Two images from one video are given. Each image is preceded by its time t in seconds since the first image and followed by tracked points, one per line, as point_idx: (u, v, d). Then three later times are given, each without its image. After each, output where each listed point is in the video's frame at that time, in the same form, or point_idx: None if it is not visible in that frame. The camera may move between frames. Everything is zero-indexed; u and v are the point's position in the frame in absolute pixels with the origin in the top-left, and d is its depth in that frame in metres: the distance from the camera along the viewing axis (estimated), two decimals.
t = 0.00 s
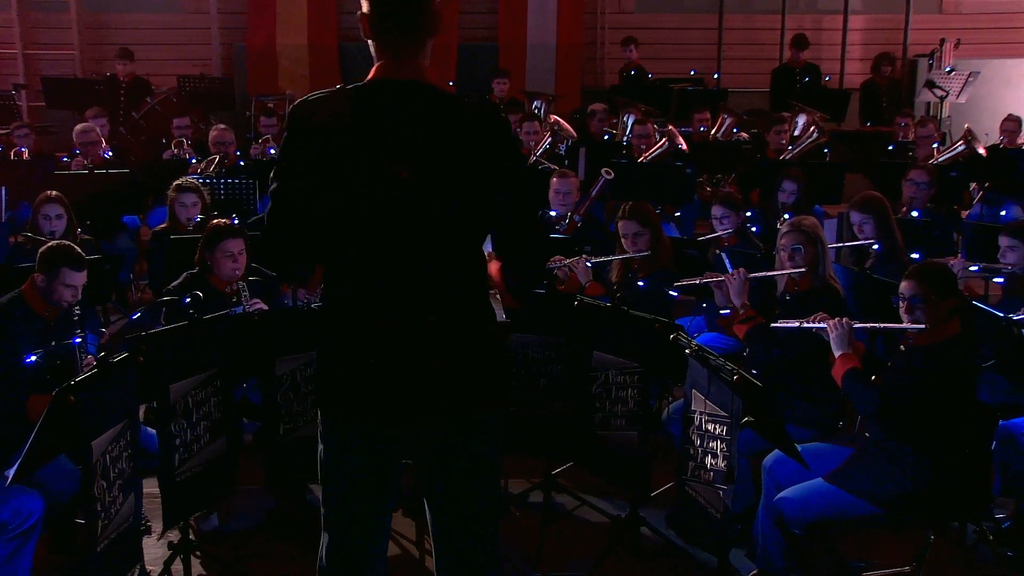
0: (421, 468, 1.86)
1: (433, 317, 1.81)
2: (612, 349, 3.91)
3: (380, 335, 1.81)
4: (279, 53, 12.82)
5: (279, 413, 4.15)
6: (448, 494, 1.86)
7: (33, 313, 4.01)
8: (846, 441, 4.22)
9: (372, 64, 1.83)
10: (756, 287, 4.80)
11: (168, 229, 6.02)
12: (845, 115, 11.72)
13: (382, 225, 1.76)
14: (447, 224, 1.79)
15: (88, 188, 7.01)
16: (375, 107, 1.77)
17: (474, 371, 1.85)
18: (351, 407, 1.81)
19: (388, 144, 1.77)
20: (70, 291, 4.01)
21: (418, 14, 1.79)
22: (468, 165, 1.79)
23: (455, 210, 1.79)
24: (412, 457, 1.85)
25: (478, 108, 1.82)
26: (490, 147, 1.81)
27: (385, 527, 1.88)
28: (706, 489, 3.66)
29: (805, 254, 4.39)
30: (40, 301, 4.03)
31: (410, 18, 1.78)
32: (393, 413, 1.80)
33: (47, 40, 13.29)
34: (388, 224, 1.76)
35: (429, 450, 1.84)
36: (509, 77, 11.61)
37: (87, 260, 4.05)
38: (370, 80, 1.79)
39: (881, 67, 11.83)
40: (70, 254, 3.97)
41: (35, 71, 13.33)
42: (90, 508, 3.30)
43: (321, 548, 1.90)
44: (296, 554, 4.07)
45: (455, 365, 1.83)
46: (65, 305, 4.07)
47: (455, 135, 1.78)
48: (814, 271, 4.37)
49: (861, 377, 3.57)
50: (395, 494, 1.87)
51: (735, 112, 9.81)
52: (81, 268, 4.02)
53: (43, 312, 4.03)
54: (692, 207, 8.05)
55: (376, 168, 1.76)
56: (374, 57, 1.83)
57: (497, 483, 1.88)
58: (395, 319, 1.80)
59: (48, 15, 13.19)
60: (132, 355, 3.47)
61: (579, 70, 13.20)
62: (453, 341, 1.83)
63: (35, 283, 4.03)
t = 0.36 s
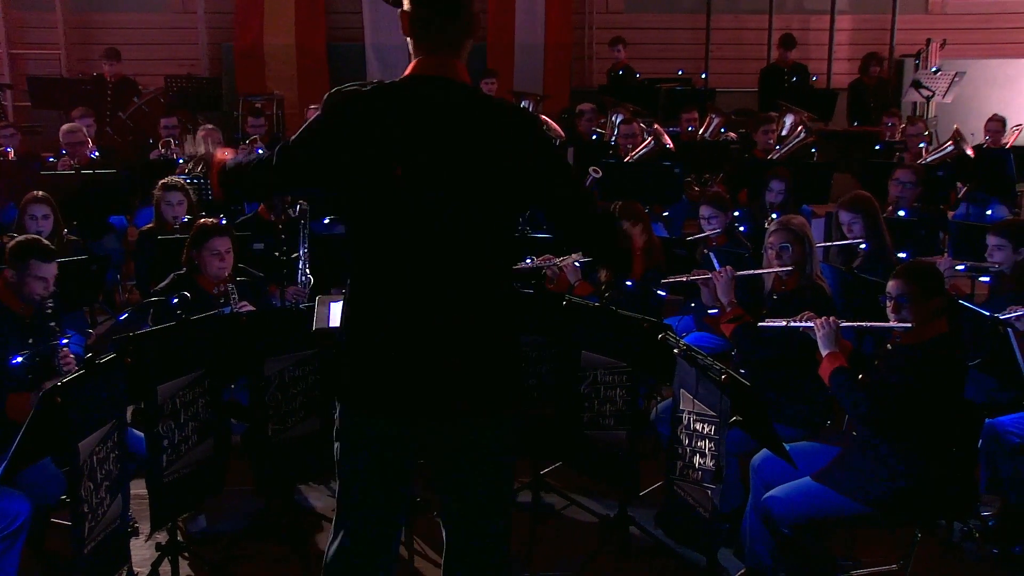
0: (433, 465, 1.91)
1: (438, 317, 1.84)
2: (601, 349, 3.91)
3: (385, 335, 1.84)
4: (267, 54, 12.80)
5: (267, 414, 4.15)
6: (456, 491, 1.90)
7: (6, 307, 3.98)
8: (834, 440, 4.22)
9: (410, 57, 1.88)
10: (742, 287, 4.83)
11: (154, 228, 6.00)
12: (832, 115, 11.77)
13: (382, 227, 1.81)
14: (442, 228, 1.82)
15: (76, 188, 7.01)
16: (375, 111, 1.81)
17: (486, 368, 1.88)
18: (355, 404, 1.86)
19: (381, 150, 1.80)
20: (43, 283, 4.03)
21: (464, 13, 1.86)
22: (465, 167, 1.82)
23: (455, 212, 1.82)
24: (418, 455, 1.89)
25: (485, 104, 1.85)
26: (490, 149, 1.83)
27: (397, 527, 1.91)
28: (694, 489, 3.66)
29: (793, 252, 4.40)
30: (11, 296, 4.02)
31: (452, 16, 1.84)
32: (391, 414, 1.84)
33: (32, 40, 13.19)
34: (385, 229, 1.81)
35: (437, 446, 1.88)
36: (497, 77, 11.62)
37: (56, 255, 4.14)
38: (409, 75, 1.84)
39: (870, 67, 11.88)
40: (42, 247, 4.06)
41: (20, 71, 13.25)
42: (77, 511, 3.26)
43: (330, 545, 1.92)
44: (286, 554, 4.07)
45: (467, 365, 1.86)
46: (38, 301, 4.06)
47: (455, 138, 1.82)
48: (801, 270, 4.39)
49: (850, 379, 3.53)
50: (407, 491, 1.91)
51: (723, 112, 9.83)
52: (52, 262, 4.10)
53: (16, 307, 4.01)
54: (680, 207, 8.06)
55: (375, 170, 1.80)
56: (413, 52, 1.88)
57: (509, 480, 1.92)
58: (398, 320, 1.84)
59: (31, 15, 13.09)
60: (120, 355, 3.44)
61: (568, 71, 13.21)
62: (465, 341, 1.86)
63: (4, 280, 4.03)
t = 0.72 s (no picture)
0: (420, 466, 1.88)
1: (431, 316, 1.83)
2: (589, 349, 3.92)
3: (384, 333, 1.83)
4: (254, 54, 12.79)
5: (255, 415, 4.14)
6: (447, 493, 1.88)
7: None
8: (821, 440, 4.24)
9: (405, 56, 1.89)
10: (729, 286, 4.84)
11: (141, 228, 5.98)
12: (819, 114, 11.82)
13: (384, 226, 1.80)
14: (442, 226, 1.81)
15: (62, 188, 6.99)
16: (369, 111, 1.81)
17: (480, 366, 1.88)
18: (360, 402, 1.83)
19: (385, 148, 1.80)
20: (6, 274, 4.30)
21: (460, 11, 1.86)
22: (464, 165, 1.81)
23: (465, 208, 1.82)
24: (416, 456, 1.87)
25: (481, 106, 1.84)
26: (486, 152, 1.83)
27: (392, 528, 1.91)
28: (682, 488, 3.67)
29: (778, 251, 4.40)
30: None
31: (450, 14, 1.84)
32: (398, 410, 1.82)
33: (14, 39, 13.08)
34: (391, 226, 1.80)
35: (427, 447, 1.86)
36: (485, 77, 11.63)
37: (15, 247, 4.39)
38: (403, 73, 1.85)
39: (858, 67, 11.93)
40: None
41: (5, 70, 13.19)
42: (64, 512, 3.25)
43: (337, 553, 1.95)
44: (276, 554, 4.07)
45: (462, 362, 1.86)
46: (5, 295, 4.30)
47: (456, 137, 1.81)
48: (786, 269, 4.39)
49: (837, 378, 3.62)
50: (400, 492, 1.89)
51: (710, 113, 9.86)
52: (11, 253, 4.35)
53: None
54: (668, 207, 8.08)
55: (372, 169, 1.80)
56: (408, 51, 1.89)
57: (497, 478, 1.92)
58: (398, 320, 1.82)
59: (15, 13, 13.00)
60: (107, 356, 3.43)
61: (556, 71, 13.23)
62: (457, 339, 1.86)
63: None
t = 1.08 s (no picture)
0: (389, 469, 1.85)
1: (411, 314, 1.82)
2: (577, 348, 3.94)
3: (341, 335, 1.81)
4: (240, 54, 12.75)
5: (243, 416, 4.14)
6: (416, 494, 1.85)
7: None
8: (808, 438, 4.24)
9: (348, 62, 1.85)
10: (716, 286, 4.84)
11: (129, 229, 5.97)
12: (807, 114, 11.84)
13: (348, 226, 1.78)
14: (437, 226, 1.82)
15: (47, 189, 6.97)
16: (340, 111, 1.78)
17: (445, 368, 1.85)
18: (312, 404, 1.81)
19: (370, 148, 1.78)
20: None
21: (404, 14, 1.82)
22: (459, 169, 1.82)
23: (442, 209, 1.82)
24: (385, 457, 1.85)
25: (452, 111, 1.84)
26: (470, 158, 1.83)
27: (362, 526, 1.87)
28: (670, 487, 3.68)
29: (764, 250, 4.39)
30: None
31: (388, 26, 1.81)
32: (384, 412, 1.81)
33: None
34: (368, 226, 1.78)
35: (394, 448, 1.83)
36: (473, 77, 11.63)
37: None
38: (346, 78, 1.81)
39: (846, 67, 11.97)
40: None
41: None
42: (51, 513, 3.23)
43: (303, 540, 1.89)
44: (263, 555, 4.06)
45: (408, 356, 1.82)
46: None
47: (432, 141, 1.81)
48: (773, 268, 4.39)
49: (825, 375, 3.63)
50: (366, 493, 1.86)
51: (697, 112, 9.88)
52: None
53: None
54: (656, 206, 8.09)
55: (364, 172, 1.78)
56: (350, 55, 1.86)
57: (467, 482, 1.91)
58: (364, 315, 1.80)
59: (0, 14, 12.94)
60: (94, 357, 3.42)
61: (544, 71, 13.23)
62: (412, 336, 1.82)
63: None
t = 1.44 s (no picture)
0: (373, 472, 1.83)
1: (406, 314, 1.79)
2: (565, 348, 3.94)
3: (328, 341, 1.78)
4: (227, 53, 12.70)
5: (230, 416, 4.13)
6: (403, 497, 1.83)
7: None
8: (796, 438, 4.25)
9: (324, 65, 1.81)
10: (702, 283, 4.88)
11: (115, 230, 5.95)
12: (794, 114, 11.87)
13: (334, 229, 1.72)
14: (428, 228, 1.78)
15: (32, 190, 6.93)
16: (326, 111, 1.73)
17: (429, 370, 1.83)
18: (306, 411, 1.78)
19: (360, 148, 1.72)
20: None
21: (382, 12, 1.78)
22: (453, 170, 1.79)
23: (432, 210, 1.77)
24: (368, 461, 1.82)
25: (440, 112, 1.81)
26: (460, 158, 1.80)
27: (352, 529, 1.85)
28: (658, 486, 3.68)
29: (750, 250, 4.43)
30: None
31: (366, 24, 1.76)
32: (371, 417, 1.78)
33: None
34: (357, 229, 1.73)
35: (383, 454, 1.81)
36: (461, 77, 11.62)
37: None
38: (323, 80, 1.76)
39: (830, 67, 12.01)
40: None
41: None
42: (37, 516, 3.22)
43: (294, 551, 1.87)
44: (251, 557, 4.06)
45: (394, 363, 1.80)
46: None
47: (421, 140, 1.76)
48: (758, 268, 4.43)
49: (810, 373, 3.67)
50: (358, 498, 1.84)
51: (685, 112, 9.89)
52: None
53: None
54: (644, 206, 8.10)
55: (361, 172, 1.72)
56: (326, 59, 1.81)
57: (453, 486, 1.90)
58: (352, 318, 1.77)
59: None
60: (80, 359, 3.40)
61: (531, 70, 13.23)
62: (398, 341, 1.80)
63: None
